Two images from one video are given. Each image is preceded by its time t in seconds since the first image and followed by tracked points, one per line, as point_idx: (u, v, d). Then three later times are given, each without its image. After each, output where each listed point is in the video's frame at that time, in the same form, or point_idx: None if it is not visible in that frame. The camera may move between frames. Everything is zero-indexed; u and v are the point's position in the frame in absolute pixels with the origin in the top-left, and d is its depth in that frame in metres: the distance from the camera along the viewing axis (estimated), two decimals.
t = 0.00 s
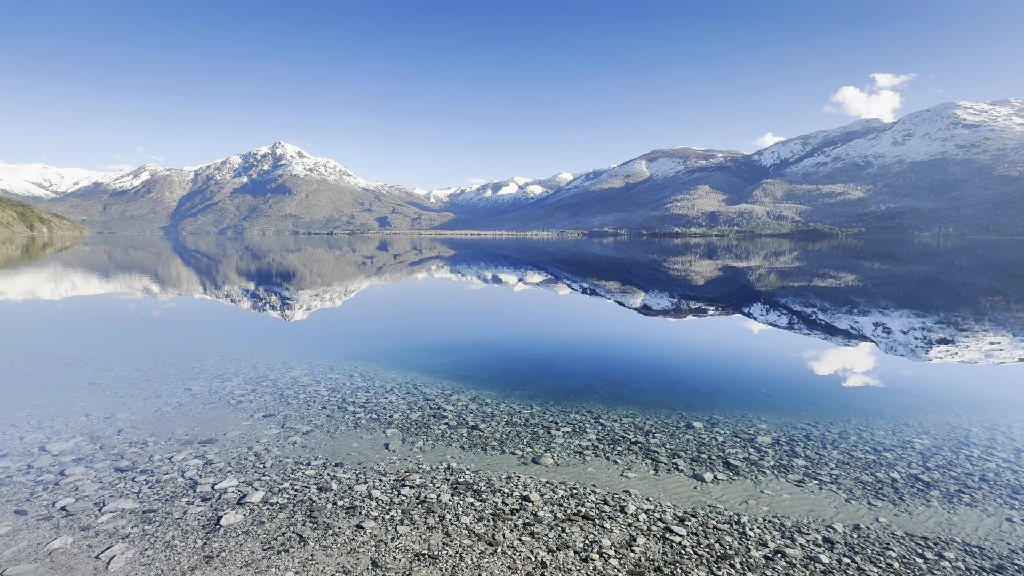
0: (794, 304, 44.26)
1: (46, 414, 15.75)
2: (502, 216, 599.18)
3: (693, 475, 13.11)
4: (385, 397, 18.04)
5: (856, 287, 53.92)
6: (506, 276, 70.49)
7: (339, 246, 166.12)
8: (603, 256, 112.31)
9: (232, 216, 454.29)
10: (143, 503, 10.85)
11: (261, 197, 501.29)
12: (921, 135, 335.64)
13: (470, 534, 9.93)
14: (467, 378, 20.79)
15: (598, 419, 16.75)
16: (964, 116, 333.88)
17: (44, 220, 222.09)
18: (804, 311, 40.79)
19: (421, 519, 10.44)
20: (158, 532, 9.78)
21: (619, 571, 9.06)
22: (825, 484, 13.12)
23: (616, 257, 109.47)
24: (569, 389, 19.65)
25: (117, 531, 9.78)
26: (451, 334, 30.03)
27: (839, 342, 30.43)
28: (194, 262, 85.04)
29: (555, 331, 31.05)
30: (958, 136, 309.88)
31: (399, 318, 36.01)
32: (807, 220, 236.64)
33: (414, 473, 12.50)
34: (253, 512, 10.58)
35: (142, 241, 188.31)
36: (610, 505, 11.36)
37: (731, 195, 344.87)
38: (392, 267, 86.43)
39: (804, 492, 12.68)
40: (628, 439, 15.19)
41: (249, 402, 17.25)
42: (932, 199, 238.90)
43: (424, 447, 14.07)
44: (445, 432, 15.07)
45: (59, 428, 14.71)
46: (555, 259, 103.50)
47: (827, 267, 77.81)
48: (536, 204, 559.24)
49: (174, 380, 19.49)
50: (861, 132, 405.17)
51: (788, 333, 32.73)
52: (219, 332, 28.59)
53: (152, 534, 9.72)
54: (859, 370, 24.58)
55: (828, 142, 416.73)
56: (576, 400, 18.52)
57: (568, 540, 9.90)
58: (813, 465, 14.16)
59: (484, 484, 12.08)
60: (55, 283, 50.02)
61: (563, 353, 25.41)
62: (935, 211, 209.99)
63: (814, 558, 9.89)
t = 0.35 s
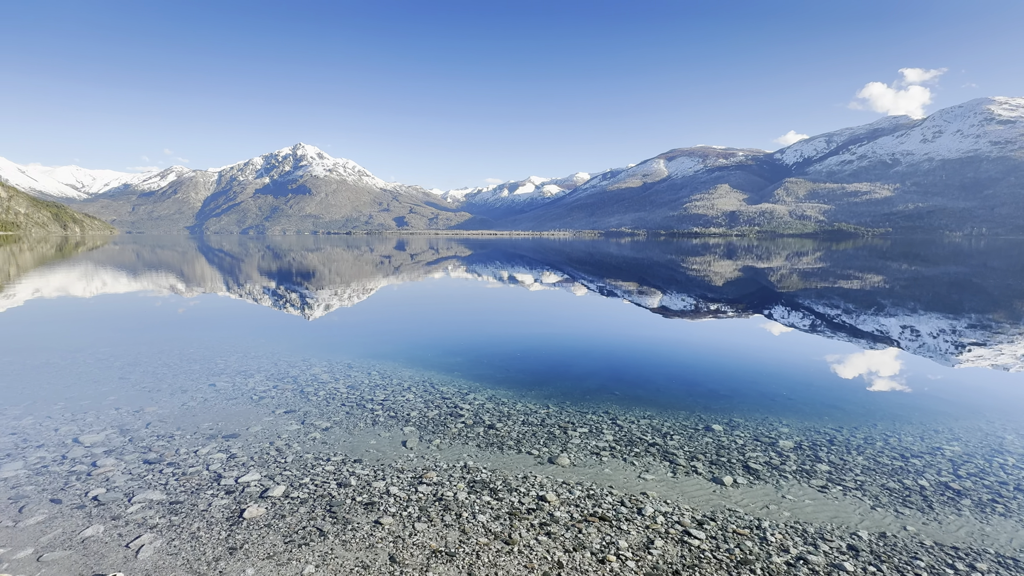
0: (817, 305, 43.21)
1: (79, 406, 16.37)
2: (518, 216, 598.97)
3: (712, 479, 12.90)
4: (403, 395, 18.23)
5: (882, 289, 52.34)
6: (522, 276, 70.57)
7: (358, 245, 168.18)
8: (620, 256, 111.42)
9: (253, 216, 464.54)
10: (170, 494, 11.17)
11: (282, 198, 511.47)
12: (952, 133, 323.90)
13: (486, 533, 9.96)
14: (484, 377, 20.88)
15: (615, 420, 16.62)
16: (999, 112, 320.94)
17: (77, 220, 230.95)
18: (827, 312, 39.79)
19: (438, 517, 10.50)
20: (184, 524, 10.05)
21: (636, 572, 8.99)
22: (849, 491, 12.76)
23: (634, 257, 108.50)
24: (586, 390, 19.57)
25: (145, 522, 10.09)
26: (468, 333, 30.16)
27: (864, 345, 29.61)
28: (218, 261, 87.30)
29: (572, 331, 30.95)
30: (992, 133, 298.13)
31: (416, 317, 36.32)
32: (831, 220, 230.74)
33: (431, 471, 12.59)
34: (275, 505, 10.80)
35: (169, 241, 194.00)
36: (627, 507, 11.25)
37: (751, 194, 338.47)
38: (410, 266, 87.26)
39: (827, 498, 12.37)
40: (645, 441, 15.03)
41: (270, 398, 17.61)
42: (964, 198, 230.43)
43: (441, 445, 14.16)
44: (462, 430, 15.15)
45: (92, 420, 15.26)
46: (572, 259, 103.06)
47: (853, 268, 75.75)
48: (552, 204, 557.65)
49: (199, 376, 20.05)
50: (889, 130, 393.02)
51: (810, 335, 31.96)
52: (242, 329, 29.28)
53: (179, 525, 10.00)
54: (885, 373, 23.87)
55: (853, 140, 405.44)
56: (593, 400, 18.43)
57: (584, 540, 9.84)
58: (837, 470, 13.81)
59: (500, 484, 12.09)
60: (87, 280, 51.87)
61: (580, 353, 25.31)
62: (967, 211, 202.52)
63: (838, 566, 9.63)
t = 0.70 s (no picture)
0: (840, 307, 42.14)
1: (108, 400, 16.95)
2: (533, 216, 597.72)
3: (731, 482, 12.72)
4: (420, 393, 18.41)
5: (909, 291, 50.73)
6: (538, 276, 70.51)
7: (376, 245, 170.01)
8: (636, 257, 110.18)
9: (273, 216, 473.52)
10: (194, 487, 11.48)
11: (301, 198, 520.45)
12: (985, 129, 311.91)
13: (502, 532, 9.99)
14: (500, 377, 20.95)
15: (631, 421, 16.50)
16: None
17: (106, 220, 238.87)
18: (850, 314, 38.77)
19: (455, 515, 10.58)
20: (208, 516, 10.31)
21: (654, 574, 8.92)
22: (873, 497, 12.43)
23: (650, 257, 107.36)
24: (602, 391, 19.49)
25: (171, 513, 10.39)
26: (484, 332, 30.26)
27: (889, 348, 28.79)
28: (240, 260, 89.31)
29: (587, 331, 30.78)
30: None
31: (433, 316, 36.57)
32: (855, 220, 224.68)
33: (447, 469, 12.68)
34: (295, 500, 11.01)
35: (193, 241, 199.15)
36: (644, 509, 11.17)
37: (771, 194, 331.72)
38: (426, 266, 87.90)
39: (851, 504, 12.06)
40: (662, 442, 14.89)
41: (291, 395, 17.98)
42: (996, 197, 221.89)
43: (457, 444, 14.24)
44: (478, 429, 15.22)
45: (121, 414, 15.77)
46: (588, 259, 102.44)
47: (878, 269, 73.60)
48: (568, 203, 555.43)
49: (222, 372, 20.56)
50: (917, 126, 380.95)
51: (833, 338, 31.20)
52: (263, 327, 29.91)
53: (203, 517, 10.27)
54: (910, 377, 23.20)
55: (879, 137, 394.02)
56: (609, 401, 18.32)
57: (600, 542, 9.79)
58: (861, 476, 13.46)
59: (517, 483, 12.13)
60: (115, 278, 53.56)
61: (596, 354, 25.17)
62: (1001, 211, 194.87)
63: (861, 573, 9.40)
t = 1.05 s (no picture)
0: (863, 309, 41.12)
1: (135, 395, 17.48)
2: (547, 216, 596.01)
3: (750, 486, 12.52)
4: (436, 392, 18.53)
5: (937, 293, 49.17)
6: (553, 276, 70.39)
7: (393, 245, 171.83)
8: (653, 257, 109.09)
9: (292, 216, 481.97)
10: (218, 481, 11.76)
11: (318, 199, 528.58)
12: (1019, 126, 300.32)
13: (519, 531, 10.00)
14: (515, 377, 20.98)
15: (648, 423, 16.36)
16: None
17: (132, 220, 246.20)
18: (874, 317, 37.80)
19: (472, 514, 10.62)
20: (230, 509, 10.55)
21: None
22: (899, 505, 12.10)
23: (667, 258, 105.99)
24: (618, 392, 19.36)
25: (195, 506, 10.65)
26: (499, 332, 30.31)
27: (915, 352, 27.98)
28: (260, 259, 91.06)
29: (603, 332, 30.61)
30: None
31: (449, 316, 36.78)
32: (879, 220, 218.73)
33: (464, 468, 12.76)
34: (315, 496, 11.20)
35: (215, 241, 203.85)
36: (661, 512, 11.05)
37: (792, 193, 324.95)
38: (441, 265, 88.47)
39: (874, 511, 11.76)
40: (679, 445, 14.73)
41: (309, 392, 18.29)
42: None
43: (473, 443, 14.31)
44: (494, 429, 15.27)
45: (147, 409, 16.23)
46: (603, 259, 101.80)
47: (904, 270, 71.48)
48: (582, 203, 552.91)
49: (243, 369, 21.00)
50: (945, 124, 368.98)
51: (855, 341, 30.46)
52: (283, 326, 30.47)
53: (225, 511, 10.51)
54: (936, 382, 22.50)
55: (905, 135, 382.80)
56: (625, 402, 18.20)
57: (617, 544, 9.73)
58: (886, 483, 13.11)
59: (532, 483, 12.13)
60: (141, 277, 55.12)
61: (611, 354, 25.00)
62: None
63: None
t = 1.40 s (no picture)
0: (888, 311, 40.01)
1: (161, 391, 17.99)
2: (563, 215, 594.13)
3: (771, 491, 12.30)
4: (452, 391, 18.66)
5: (966, 295, 47.57)
6: (568, 276, 70.22)
7: (410, 245, 173.35)
8: (670, 257, 107.83)
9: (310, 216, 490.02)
10: (240, 476, 12.02)
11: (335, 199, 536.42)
12: None
13: (535, 532, 10.01)
14: (531, 377, 20.97)
15: (665, 425, 16.20)
16: None
17: (157, 220, 253.35)
18: (900, 319, 36.75)
19: (488, 513, 10.66)
20: (252, 504, 10.78)
21: None
22: (926, 513, 11.75)
23: (684, 258, 104.65)
24: (634, 393, 19.21)
25: (219, 499, 10.92)
26: (515, 332, 30.30)
27: (942, 356, 27.14)
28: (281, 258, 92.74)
29: (619, 332, 30.42)
30: None
31: (465, 315, 36.97)
32: (905, 220, 212.48)
33: (480, 467, 12.81)
34: (333, 492, 11.38)
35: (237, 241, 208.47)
36: (679, 515, 10.93)
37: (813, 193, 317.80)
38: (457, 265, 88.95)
39: (900, 519, 11.43)
40: (697, 448, 14.55)
41: (328, 390, 18.56)
42: None
43: (489, 442, 14.36)
44: (510, 429, 15.31)
45: (172, 404, 16.68)
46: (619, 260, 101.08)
47: (932, 271, 69.23)
48: (598, 203, 549.46)
49: (264, 366, 21.42)
50: (976, 120, 356.29)
51: (879, 343, 29.69)
52: (303, 324, 31.01)
53: (248, 505, 10.74)
54: (965, 387, 21.80)
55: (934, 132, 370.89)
56: (642, 404, 18.06)
57: (634, 546, 9.65)
58: (913, 490, 12.75)
59: (548, 483, 12.12)
60: (165, 276, 56.52)
61: (628, 355, 24.82)
62: None
63: None
